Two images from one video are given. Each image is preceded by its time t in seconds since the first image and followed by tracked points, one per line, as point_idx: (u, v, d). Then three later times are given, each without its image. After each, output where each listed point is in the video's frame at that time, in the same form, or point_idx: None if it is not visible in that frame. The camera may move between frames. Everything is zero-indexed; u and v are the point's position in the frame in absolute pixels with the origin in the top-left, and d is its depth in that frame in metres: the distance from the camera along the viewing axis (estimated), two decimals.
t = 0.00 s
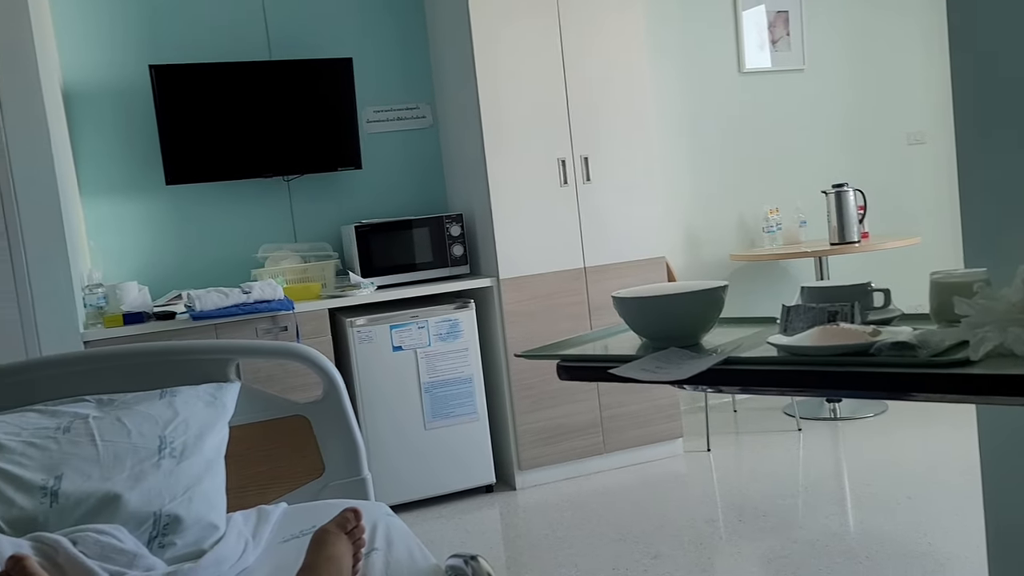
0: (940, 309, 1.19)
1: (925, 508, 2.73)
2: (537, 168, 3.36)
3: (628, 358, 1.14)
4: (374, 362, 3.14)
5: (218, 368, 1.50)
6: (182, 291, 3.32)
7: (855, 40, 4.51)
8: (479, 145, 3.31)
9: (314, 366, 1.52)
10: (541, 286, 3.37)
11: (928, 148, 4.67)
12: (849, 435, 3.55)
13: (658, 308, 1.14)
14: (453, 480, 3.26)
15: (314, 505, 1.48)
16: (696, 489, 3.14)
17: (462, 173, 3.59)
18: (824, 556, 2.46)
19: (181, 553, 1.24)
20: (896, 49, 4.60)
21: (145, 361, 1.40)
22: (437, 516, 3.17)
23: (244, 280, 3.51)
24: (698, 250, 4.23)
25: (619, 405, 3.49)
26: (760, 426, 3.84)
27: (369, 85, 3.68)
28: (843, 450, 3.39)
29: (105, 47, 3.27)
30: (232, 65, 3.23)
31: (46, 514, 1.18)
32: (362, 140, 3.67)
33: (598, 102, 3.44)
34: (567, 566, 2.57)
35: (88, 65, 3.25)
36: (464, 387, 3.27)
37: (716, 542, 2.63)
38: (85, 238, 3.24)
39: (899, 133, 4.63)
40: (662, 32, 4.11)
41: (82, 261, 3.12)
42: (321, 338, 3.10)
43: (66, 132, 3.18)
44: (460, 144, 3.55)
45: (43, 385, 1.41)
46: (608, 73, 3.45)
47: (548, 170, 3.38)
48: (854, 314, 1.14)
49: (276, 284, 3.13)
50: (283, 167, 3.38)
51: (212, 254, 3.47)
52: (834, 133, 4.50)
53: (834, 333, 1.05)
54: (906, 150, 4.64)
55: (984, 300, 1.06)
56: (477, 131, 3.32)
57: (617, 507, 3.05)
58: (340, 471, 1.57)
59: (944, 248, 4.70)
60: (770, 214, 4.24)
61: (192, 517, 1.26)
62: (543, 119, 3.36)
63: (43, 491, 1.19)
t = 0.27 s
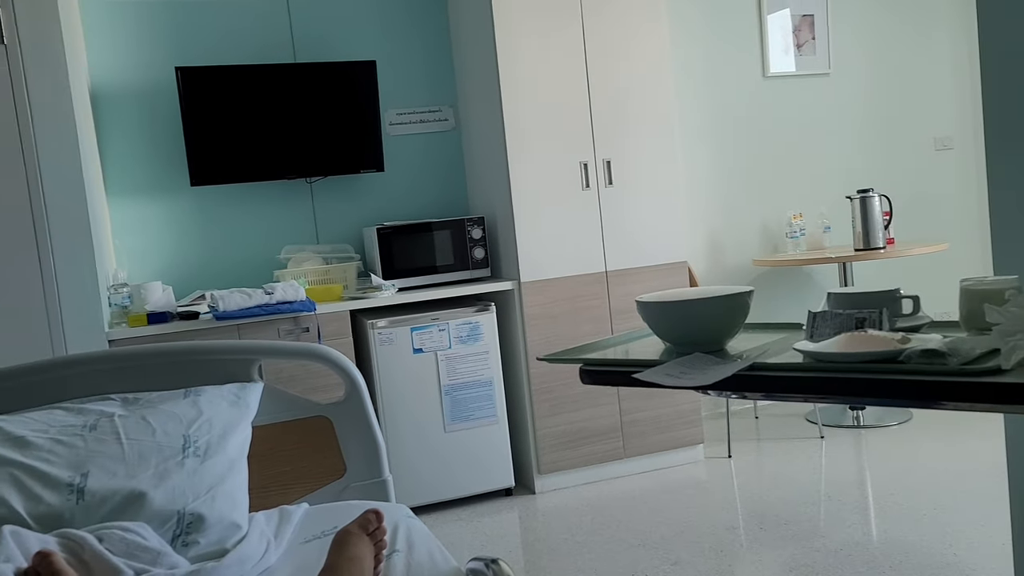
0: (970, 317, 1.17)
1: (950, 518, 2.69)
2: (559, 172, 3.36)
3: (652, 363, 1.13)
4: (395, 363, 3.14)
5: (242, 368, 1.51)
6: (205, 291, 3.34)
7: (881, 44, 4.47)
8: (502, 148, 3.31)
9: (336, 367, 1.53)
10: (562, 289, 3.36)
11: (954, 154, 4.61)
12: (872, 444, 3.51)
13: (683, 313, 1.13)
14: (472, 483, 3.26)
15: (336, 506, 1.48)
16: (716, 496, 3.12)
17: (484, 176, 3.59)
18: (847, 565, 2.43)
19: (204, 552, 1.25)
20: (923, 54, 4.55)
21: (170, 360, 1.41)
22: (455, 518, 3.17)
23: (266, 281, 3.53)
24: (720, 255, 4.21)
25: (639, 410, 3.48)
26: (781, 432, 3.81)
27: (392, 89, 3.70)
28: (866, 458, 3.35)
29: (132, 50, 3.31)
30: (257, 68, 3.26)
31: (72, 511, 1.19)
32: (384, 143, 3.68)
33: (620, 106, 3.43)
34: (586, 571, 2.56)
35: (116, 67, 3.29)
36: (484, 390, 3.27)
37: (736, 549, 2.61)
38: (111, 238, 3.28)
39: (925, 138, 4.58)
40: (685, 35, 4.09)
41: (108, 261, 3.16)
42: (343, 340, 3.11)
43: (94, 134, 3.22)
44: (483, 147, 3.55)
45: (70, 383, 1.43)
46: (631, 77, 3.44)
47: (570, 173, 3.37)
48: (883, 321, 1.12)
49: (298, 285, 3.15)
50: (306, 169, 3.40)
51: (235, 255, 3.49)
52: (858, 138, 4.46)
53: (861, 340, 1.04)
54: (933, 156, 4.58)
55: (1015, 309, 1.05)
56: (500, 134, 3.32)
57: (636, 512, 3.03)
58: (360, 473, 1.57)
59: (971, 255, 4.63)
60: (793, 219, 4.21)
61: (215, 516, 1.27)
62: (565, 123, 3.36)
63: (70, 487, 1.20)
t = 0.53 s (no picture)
0: (1000, 327, 1.16)
1: (975, 531, 2.65)
2: (581, 177, 3.35)
3: (677, 370, 1.12)
4: (415, 366, 3.15)
5: (265, 369, 1.52)
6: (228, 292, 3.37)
7: (907, 50, 4.43)
8: (524, 153, 3.31)
9: (358, 370, 1.53)
10: (583, 294, 3.36)
11: (981, 162, 4.56)
12: (895, 454, 3.47)
13: (709, 321, 1.13)
14: (490, 487, 3.26)
15: (357, 508, 1.49)
16: (736, 504, 3.09)
17: (506, 180, 3.59)
18: None
19: (227, 552, 1.26)
20: (949, 60, 4.50)
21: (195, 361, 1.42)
22: (473, 522, 3.17)
23: (288, 283, 3.55)
24: (741, 261, 4.19)
25: (659, 416, 3.46)
26: (802, 441, 3.77)
27: (414, 92, 3.72)
28: (889, 468, 3.31)
29: (160, 52, 3.35)
30: (281, 71, 3.28)
31: (98, 509, 1.20)
32: (407, 146, 3.70)
33: (643, 111, 3.42)
34: None
35: (144, 69, 3.33)
36: (504, 394, 3.26)
37: (756, 558, 2.59)
38: (136, 239, 3.31)
39: (952, 145, 4.53)
40: (708, 41, 4.08)
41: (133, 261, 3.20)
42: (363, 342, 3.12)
43: (121, 135, 3.26)
44: (505, 151, 3.56)
45: (97, 382, 1.45)
46: (654, 83, 3.43)
47: (591, 178, 3.37)
48: (911, 330, 1.11)
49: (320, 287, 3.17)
50: (328, 172, 3.42)
51: (258, 256, 3.52)
52: (883, 145, 4.42)
53: (890, 350, 1.02)
54: (959, 163, 4.53)
55: None
56: (522, 139, 3.33)
57: (655, 519, 3.01)
58: (381, 475, 1.58)
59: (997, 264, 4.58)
60: (816, 226, 4.18)
61: (238, 516, 1.28)
62: (587, 128, 3.35)
63: (96, 485, 1.21)
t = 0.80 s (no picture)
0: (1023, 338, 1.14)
1: (989, 543, 2.63)
2: (596, 182, 3.36)
3: (695, 376, 1.12)
4: (428, 369, 3.16)
5: (281, 369, 1.53)
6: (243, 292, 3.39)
7: (925, 59, 4.41)
8: (539, 158, 3.32)
9: (374, 371, 1.54)
10: (597, 299, 3.36)
11: (998, 171, 4.53)
12: (909, 464, 3.44)
13: (728, 329, 1.13)
14: (501, 490, 3.26)
15: (373, 509, 1.49)
16: (748, 512, 3.08)
17: (521, 184, 3.60)
18: None
19: (243, 550, 1.27)
20: (968, 69, 4.48)
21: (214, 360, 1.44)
22: (484, 525, 3.17)
23: (303, 284, 3.57)
24: (756, 269, 4.18)
25: (671, 423, 3.45)
26: (815, 449, 3.75)
27: (431, 96, 3.73)
28: (902, 479, 3.29)
29: (180, 54, 3.38)
30: (300, 73, 3.30)
31: (117, 505, 1.21)
32: (423, 149, 3.71)
33: (659, 118, 3.42)
34: None
35: (164, 70, 3.36)
36: (516, 398, 3.27)
37: (767, 567, 2.58)
38: (153, 238, 3.34)
39: (970, 155, 4.50)
40: (725, 48, 4.07)
41: (150, 260, 3.22)
42: (377, 343, 3.13)
43: (140, 136, 3.29)
44: (520, 156, 3.56)
45: (116, 380, 1.46)
46: (671, 89, 3.43)
47: (606, 183, 3.37)
48: (932, 340, 1.09)
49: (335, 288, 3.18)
50: (344, 174, 3.43)
51: (273, 257, 3.54)
52: (900, 153, 4.39)
53: (911, 359, 1.02)
54: (976, 173, 4.50)
55: None
56: (538, 144, 3.33)
57: (666, 526, 3.00)
58: (396, 476, 1.58)
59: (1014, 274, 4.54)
60: (832, 234, 4.16)
61: (255, 515, 1.29)
62: (603, 133, 3.35)
63: (115, 482, 1.22)
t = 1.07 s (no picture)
0: None
1: (1001, 556, 2.61)
2: (610, 188, 3.36)
3: (712, 384, 1.11)
4: (439, 372, 3.16)
5: (296, 370, 1.53)
6: (256, 292, 3.40)
7: (942, 69, 4.38)
8: (554, 163, 3.32)
9: (388, 373, 1.54)
10: (609, 305, 3.35)
11: (1015, 183, 4.50)
12: (921, 476, 3.42)
13: (746, 338, 1.12)
14: (511, 495, 3.26)
15: (385, 511, 1.49)
16: (758, 521, 3.06)
17: (534, 189, 3.60)
18: None
19: (257, 550, 1.27)
20: (985, 80, 4.45)
21: (229, 359, 1.44)
22: (493, 529, 3.17)
23: (316, 285, 3.58)
24: (768, 277, 4.16)
25: (682, 430, 3.44)
26: (826, 459, 3.73)
27: (446, 100, 3.74)
28: (914, 490, 3.27)
29: (198, 55, 3.40)
30: (317, 75, 3.32)
31: (132, 502, 1.22)
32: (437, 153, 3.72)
33: (673, 124, 3.41)
34: None
35: (182, 71, 3.38)
36: (527, 403, 3.26)
37: None
38: (168, 238, 3.36)
39: (986, 166, 4.47)
40: (741, 55, 4.07)
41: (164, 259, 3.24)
42: (389, 346, 3.13)
43: (157, 136, 3.31)
44: (534, 161, 3.56)
45: (132, 378, 1.47)
46: (686, 95, 3.42)
47: (620, 189, 3.37)
48: (952, 351, 1.09)
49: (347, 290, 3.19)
50: (359, 176, 3.45)
51: (286, 257, 3.55)
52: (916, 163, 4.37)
53: (931, 371, 1.01)
54: (992, 184, 4.48)
55: None
56: (552, 149, 3.33)
57: (675, 533, 2.99)
58: (408, 478, 1.58)
59: None
60: (846, 243, 4.14)
61: (269, 515, 1.29)
62: (617, 139, 3.35)
63: (130, 479, 1.23)
